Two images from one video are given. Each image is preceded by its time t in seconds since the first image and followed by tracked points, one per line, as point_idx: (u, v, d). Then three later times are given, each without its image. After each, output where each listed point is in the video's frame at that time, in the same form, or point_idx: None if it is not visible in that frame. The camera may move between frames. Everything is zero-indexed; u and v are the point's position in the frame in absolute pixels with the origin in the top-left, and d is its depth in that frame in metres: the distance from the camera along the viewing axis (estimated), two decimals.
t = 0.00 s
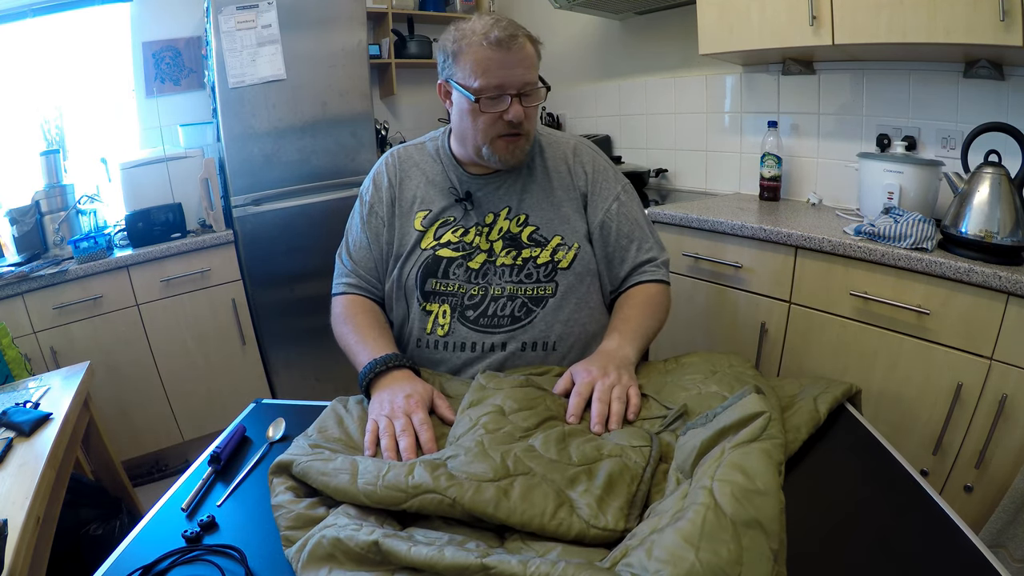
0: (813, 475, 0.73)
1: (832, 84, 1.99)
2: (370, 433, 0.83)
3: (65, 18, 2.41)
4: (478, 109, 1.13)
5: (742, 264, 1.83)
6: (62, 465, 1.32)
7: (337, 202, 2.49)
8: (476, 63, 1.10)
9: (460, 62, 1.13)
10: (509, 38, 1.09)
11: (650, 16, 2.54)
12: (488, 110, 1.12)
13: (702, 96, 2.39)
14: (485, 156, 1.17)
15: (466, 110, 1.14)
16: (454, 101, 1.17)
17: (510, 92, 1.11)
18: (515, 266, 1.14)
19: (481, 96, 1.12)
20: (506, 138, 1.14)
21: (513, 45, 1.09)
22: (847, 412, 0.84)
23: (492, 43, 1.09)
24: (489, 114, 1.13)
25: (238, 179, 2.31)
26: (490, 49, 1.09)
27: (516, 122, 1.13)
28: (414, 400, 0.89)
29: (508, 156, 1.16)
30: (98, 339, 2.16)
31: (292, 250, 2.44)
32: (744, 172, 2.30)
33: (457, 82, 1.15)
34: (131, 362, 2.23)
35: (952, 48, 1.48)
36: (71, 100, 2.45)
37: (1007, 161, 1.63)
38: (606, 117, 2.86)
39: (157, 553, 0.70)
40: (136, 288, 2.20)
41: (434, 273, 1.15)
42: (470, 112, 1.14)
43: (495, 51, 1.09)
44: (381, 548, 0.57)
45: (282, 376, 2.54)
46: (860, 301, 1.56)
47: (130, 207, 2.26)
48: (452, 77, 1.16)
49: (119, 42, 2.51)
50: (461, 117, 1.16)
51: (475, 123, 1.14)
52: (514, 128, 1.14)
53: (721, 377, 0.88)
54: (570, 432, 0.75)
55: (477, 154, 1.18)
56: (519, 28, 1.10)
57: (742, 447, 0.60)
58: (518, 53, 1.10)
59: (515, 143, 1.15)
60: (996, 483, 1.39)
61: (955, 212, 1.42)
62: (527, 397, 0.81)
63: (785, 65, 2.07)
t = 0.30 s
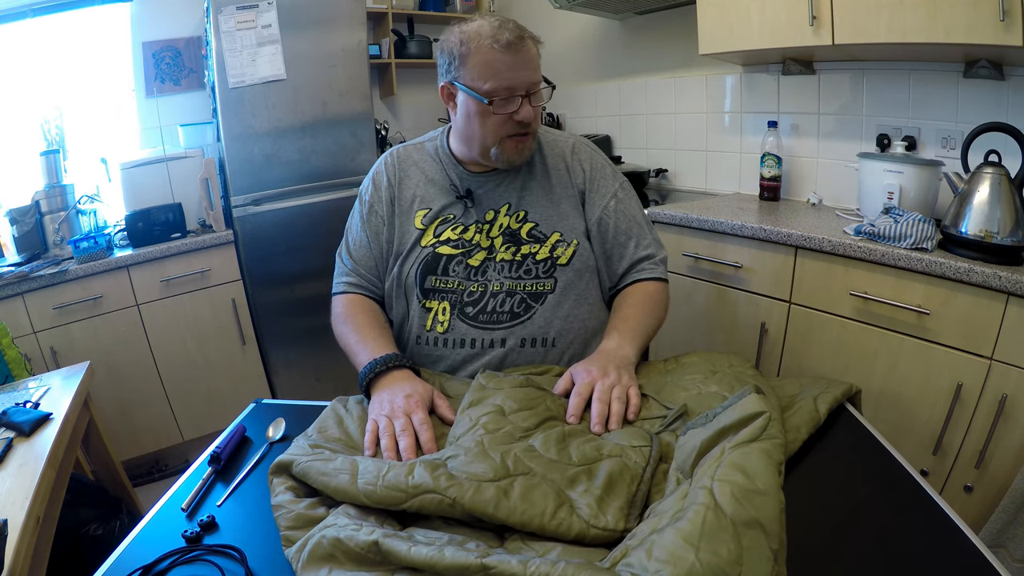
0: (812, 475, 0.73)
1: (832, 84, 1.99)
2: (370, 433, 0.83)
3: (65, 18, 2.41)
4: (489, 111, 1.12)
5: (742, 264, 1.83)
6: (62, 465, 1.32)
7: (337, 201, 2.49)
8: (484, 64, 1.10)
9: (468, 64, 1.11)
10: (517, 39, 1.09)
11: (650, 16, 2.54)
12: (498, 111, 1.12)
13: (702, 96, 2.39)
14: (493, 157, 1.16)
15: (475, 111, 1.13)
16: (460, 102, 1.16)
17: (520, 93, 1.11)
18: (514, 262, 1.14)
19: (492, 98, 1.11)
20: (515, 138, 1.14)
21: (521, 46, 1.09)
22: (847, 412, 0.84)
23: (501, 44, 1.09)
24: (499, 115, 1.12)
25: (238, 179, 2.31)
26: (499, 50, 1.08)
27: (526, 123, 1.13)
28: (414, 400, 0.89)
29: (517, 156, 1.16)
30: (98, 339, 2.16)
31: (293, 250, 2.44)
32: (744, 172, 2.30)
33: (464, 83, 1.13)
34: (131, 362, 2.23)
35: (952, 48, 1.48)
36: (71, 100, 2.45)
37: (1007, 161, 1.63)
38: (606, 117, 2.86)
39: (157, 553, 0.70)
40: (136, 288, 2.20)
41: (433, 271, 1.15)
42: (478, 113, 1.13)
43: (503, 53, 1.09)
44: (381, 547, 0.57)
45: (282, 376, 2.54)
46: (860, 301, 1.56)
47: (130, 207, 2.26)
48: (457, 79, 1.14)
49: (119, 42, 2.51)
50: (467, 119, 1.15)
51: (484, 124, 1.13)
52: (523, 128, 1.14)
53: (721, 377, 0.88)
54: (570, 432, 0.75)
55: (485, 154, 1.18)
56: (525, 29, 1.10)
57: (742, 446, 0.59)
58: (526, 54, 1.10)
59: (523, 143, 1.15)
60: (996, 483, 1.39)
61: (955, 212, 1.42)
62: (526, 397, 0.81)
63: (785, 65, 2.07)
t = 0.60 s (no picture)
0: (812, 475, 0.73)
1: (832, 84, 1.99)
2: (370, 433, 0.83)
3: (65, 18, 2.41)
4: (487, 109, 1.12)
5: (742, 264, 1.83)
6: (62, 464, 1.32)
7: (337, 202, 2.49)
8: (484, 63, 1.10)
9: (468, 63, 1.12)
10: (517, 39, 1.09)
11: (650, 16, 2.54)
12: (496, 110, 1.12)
13: (702, 96, 2.39)
14: (491, 156, 1.16)
15: (474, 110, 1.13)
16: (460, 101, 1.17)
17: (518, 93, 1.11)
18: (515, 266, 1.14)
19: (490, 96, 1.11)
20: (513, 138, 1.14)
21: (521, 46, 1.09)
22: (847, 412, 0.84)
23: (501, 44, 1.09)
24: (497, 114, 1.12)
25: (238, 179, 2.31)
26: (499, 50, 1.09)
27: (524, 122, 1.13)
28: (414, 400, 0.89)
29: (515, 156, 1.16)
30: (98, 338, 2.16)
31: (293, 250, 2.44)
32: (744, 172, 2.30)
33: (463, 82, 1.14)
34: (131, 362, 2.23)
35: (952, 48, 1.48)
36: (71, 99, 2.46)
37: (1007, 161, 1.63)
38: (606, 117, 2.86)
39: (157, 553, 0.70)
40: (136, 288, 2.20)
41: (434, 274, 1.15)
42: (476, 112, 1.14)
43: (503, 52, 1.09)
44: (382, 547, 0.57)
45: (282, 377, 2.54)
46: (860, 301, 1.56)
47: (129, 207, 2.26)
48: (457, 77, 1.15)
49: (119, 42, 2.51)
50: (467, 118, 1.16)
51: (482, 123, 1.13)
52: (522, 128, 1.14)
53: (722, 377, 0.88)
54: (570, 432, 0.75)
55: (483, 153, 1.18)
56: (526, 29, 1.10)
57: (741, 447, 0.60)
58: (526, 54, 1.09)
59: (522, 143, 1.15)
60: (996, 483, 1.39)
61: (955, 212, 1.42)
62: (526, 397, 0.81)
63: (785, 65, 2.08)
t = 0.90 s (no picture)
0: (812, 475, 0.73)
1: (832, 85, 1.99)
2: (368, 432, 0.83)
3: (65, 19, 2.41)
4: (531, 107, 1.10)
5: (742, 264, 1.83)
6: (62, 464, 1.32)
7: (338, 202, 2.49)
8: (521, 63, 1.08)
9: (501, 63, 1.09)
10: (550, 38, 1.09)
11: (650, 16, 2.54)
12: (537, 108, 1.11)
13: (702, 96, 2.39)
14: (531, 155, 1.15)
15: (517, 109, 1.11)
16: (489, 102, 1.12)
17: (558, 90, 1.10)
18: (521, 265, 1.14)
19: (536, 95, 1.09)
20: (549, 135, 1.14)
21: (554, 45, 1.10)
22: (847, 412, 0.84)
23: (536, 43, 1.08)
24: (538, 113, 1.11)
25: (238, 179, 2.31)
26: (536, 49, 1.08)
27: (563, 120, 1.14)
28: (412, 399, 0.89)
29: (550, 153, 1.16)
30: (98, 339, 2.16)
31: (292, 250, 2.44)
32: (744, 172, 2.30)
33: (497, 82, 1.10)
34: (131, 362, 2.23)
35: (952, 49, 1.48)
36: (71, 99, 2.46)
37: (1007, 161, 1.63)
38: (606, 117, 2.86)
39: (157, 553, 0.70)
40: (136, 288, 2.20)
41: (438, 273, 1.15)
42: (514, 112, 1.11)
43: (541, 52, 1.08)
44: (380, 547, 0.57)
45: (282, 377, 2.54)
46: (860, 301, 1.56)
47: (130, 207, 2.26)
48: (487, 78, 1.11)
49: (119, 42, 2.51)
50: (500, 118, 1.12)
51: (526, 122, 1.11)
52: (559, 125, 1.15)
53: (722, 377, 0.88)
54: (568, 424, 0.74)
55: (514, 151, 1.16)
56: (555, 28, 1.10)
57: (742, 447, 0.59)
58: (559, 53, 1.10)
59: (556, 140, 1.16)
60: (996, 483, 1.39)
61: (955, 212, 1.42)
62: (523, 390, 0.79)
63: (785, 65, 2.07)
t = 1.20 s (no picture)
0: (812, 475, 0.73)
1: (832, 85, 1.99)
2: (368, 432, 0.83)
3: (65, 19, 2.41)
4: (560, 107, 1.10)
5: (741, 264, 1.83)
6: (62, 464, 1.32)
7: (338, 202, 2.49)
8: (551, 61, 1.07)
9: (531, 61, 1.08)
10: (578, 38, 1.10)
11: (650, 16, 2.53)
12: (565, 108, 1.10)
13: (702, 96, 2.39)
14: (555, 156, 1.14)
15: (546, 109, 1.10)
16: (515, 101, 1.10)
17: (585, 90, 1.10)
18: (533, 270, 1.15)
19: (565, 94, 1.09)
20: (574, 137, 1.13)
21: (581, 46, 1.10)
22: (847, 412, 0.84)
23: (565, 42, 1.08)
24: (566, 112, 1.10)
25: (238, 179, 2.31)
26: (566, 48, 1.08)
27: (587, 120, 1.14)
28: (411, 398, 0.89)
29: (573, 154, 1.15)
30: (98, 339, 2.16)
31: (293, 250, 2.44)
32: (744, 172, 2.30)
33: (526, 80, 1.09)
34: (131, 362, 2.23)
35: (952, 48, 1.48)
36: (71, 99, 2.46)
37: (1007, 161, 1.63)
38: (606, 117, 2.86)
39: (157, 553, 0.70)
40: (136, 288, 2.20)
41: (453, 277, 1.15)
42: (541, 111, 1.10)
43: (571, 51, 1.08)
44: (381, 547, 0.57)
45: (282, 377, 2.54)
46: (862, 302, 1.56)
47: (130, 207, 2.26)
48: (515, 76, 1.09)
49: (119, 42, 2.51)
50: (527, 117, 1.10)
51: (554, 122, 1.11)
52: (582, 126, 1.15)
53: (724, 377, 0.88)
54: (570, 423, 0.75)
55: (538, 153, 1.14)
56: (568, 28, 1.08)
57: (743, 447, 0.60)
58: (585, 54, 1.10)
59: (579, 142, 1.15)
60: (996, 483, 1.39)
61: (955, 212, 1.42)
62: (525, 392, 0.80)
63: (785, 65, 2.07)
